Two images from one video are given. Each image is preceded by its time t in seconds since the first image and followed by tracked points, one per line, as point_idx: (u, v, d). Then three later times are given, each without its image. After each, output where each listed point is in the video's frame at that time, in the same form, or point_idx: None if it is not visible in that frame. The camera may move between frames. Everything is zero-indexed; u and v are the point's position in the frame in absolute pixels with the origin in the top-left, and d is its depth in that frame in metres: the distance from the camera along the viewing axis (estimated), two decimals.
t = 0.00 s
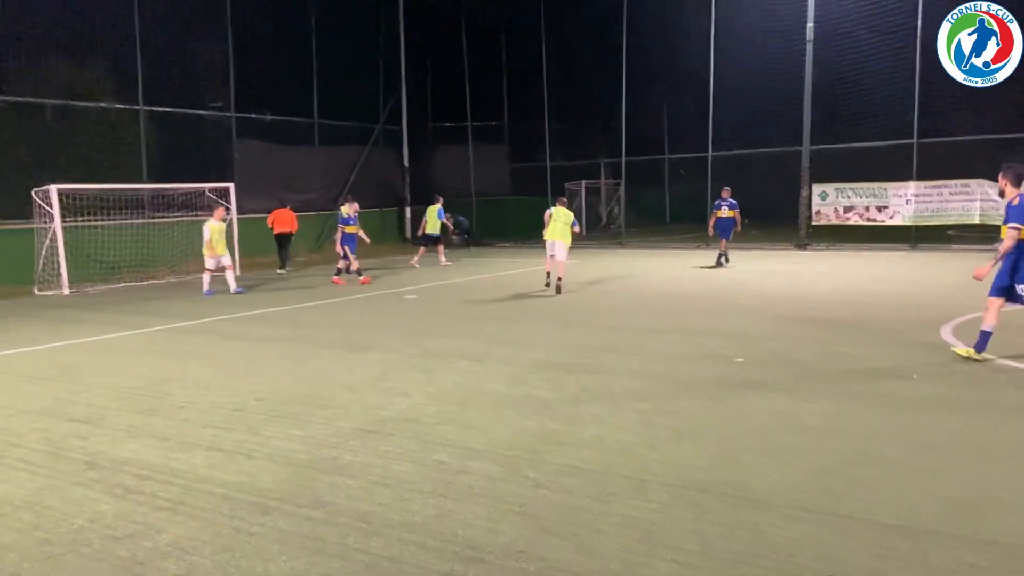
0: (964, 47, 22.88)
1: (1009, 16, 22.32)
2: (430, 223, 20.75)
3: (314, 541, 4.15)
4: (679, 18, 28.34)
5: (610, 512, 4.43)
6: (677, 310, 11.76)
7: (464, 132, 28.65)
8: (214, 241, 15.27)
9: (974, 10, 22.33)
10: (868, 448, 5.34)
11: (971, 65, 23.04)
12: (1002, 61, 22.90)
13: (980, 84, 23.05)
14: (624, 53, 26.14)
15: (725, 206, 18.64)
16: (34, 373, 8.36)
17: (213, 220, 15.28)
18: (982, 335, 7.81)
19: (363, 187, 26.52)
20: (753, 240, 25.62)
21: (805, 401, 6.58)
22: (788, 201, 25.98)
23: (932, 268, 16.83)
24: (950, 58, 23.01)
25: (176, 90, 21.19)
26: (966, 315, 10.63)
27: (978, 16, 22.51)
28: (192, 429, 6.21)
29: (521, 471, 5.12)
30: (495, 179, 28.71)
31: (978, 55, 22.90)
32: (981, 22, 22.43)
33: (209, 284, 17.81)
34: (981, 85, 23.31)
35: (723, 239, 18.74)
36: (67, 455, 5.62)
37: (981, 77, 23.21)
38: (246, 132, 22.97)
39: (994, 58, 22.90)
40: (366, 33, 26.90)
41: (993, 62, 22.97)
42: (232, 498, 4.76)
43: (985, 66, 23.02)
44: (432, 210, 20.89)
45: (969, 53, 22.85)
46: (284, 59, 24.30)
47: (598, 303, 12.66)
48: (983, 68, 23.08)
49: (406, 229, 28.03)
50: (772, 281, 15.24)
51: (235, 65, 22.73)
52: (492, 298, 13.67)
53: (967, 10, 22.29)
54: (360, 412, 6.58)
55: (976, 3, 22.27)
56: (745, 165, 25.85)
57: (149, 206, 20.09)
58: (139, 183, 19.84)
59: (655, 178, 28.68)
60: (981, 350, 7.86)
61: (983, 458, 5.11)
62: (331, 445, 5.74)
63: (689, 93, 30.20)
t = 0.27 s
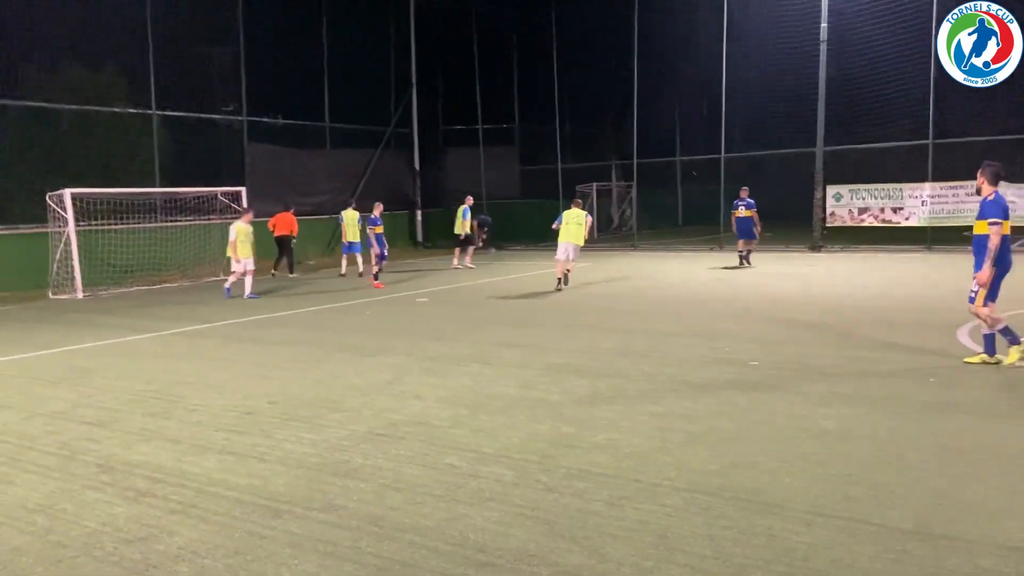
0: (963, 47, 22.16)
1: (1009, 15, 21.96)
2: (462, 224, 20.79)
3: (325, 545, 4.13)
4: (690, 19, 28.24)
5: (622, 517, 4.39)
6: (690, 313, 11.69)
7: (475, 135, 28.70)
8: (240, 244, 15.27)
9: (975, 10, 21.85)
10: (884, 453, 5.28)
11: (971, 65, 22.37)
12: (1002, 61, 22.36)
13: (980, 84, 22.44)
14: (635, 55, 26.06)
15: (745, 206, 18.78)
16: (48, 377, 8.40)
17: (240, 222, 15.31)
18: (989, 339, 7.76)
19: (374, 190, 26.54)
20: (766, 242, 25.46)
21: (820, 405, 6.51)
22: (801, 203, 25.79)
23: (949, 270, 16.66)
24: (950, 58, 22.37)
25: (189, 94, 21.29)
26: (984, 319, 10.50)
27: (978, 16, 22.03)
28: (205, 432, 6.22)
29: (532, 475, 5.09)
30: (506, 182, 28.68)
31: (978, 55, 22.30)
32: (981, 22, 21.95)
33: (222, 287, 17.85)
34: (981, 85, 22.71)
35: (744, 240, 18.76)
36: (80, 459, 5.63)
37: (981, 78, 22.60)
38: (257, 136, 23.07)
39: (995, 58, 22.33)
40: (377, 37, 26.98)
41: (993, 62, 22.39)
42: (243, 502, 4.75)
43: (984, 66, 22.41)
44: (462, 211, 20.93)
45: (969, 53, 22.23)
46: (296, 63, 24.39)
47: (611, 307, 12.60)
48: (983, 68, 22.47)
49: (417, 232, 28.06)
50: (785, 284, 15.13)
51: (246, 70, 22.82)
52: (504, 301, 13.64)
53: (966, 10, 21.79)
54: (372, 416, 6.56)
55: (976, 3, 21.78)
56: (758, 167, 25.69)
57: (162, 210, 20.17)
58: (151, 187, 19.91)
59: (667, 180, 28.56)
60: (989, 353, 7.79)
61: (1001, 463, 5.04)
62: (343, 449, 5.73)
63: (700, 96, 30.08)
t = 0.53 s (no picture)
0: (963, 47, 22.05)
1: (1010, 15, 21.94)
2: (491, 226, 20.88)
3: (332, 545, 4.14)
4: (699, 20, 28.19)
5: (630, 517, 4.39)
6: (698, 313, 11.68)
7: (483, 136, 28.77)
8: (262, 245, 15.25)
9: (975, 10, 21.86)
10: (894, 454, 5.25)
11: (972, 65, 22.27)
12: (1002, 61, 22.32)
13: (980, 84, 22.30)
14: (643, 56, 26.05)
15: (762, 207, 18.89)
16: (59, 378, 8.45)
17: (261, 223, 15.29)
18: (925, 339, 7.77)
19: (383, 192, 26.57)
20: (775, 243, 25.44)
21: (829, 406, 6.49)
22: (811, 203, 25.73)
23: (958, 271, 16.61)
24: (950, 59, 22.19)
25: (198, 97, 21.40)
26: (994, 319, 10.45)
27: (978, 16, 21.98)
28: (214, 433, 6.25)
29: (540, 475, 5.09)
30: (515, 184, 28.72)
31: (979, 55, 22.16)
32: (982, 23, 21.90)
33: (231, 289, 17.93)
34: (981, 85, 22.57)
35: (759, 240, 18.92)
36: (90, 459, 5.67)
37: (982, 78, 22.48)
38: (267, 138, 23.17)
39: (995, 58, 22.25)
40: (386, 39, 27.04)
41: (993, 62, 22.32)
42: (252, 503, 4.77)
43: (984, 66, 22.32)
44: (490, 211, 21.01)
45: (969, 54, 22.10)
46: (304, 65, 24.49)
47: (619, 307, 12.60)
48: (983, 68, 22.35)
49: (427, 234, 28.09)
50: (795, 284, 15.09)
51: (255, 72, 22.91)
52: (513, 302, 13.67)
53: (966, 10, 21.81)
54: (380, 416, 6.58)
55: (976, 3, 21.75)
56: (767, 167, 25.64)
57: (172, 212, 20.27)
58: (161, 190, 20.01)
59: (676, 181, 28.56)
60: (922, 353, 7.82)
61: (1011, 464, 5.01)
62: (351, 449, 5.74)
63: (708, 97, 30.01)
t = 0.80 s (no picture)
0: (963, 47, 22.49)
1: (1009, 16, 22.45)
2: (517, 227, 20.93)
3: (339, 546, 4.15)
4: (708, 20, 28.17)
5: (637, 519, 4.38)
6: (707, 314, 11.66)
7: (492, 138, 28.80)
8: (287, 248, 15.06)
9: (975, 10, 22.33)
10: (903, 456, 5.23)
11: (972, 65, 22.57)
12: (1002, 61, 22.60)
13: (980, 83, 22.51)
14: (652, 57, 26.04)
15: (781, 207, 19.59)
16: (68, 379, 8.50)
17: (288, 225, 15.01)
18: (916, 344, 7.75)
19: (391, 193, 26.63)
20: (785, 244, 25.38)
21: (838, 407, 6.45)
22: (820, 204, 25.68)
23: (969, 271, 16.55)
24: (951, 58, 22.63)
25: (208, 99, 21.50)
26: (1004, 320, 10.40)
27: (978, 17, 22.59)
28: (221, 434, 6.26)
29: (547, 477, 5.08)
30: (523, 185, 28.75)
31: (978, 55, 22.52)
32: (982, 23, 22.37)
33: (241, 290, 18.01)
34: (981, 86, 22.79)
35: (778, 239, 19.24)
36: (98, 460, 5.69)
37: (982, 78, 22.70)
38: (276, 140, 23.26)
39: (994, 58, 22.58)
40: (394, 41, 27.11)
41: (993, 62, 22.62)
42: (259, 503, 4.78)
43: (985, 66, 22.55)
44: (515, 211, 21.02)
45: (969, 53, 22.43)
46: (314, 67, 24.56)
47: (628, 308, 12.59)
48: (983, 68, 22.67)
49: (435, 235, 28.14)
50: (804, 285, 15.06)
51: (265, 75, 23.01)
52: (522, 303, 13.70)
53: (966, 10, 22.33)
54: (387, 418, 6.58)
55: (976, 3, 22.24)
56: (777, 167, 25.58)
57: (181, 214, 20.39)
58: (171, 192, 20.13)
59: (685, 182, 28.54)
60: (919, 357, 7.78)
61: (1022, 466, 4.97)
62: (358, 450, 5.75)
63: (717, 98, 29.95)
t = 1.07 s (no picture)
0: (963, 47, 22.05)
1: (1010, 15, 21.78)
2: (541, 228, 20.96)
3: (348, 546, 4.17)
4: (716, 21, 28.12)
5: (646, 519, 4.39)
6: (716, 315, 11.65)
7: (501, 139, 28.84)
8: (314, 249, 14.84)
9: (975, 10, 21.82)
10: (912, 456, 5.22)
11: (972, 65, 22.09)
12: (1002, 61, 22.18)
13: (980, 84, 22.09)
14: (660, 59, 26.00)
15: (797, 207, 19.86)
16: (80, 380, 8.57)
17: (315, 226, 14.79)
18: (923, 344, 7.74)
19: (400, 195, 26.71)
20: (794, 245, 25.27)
21: (847, 408, 6.44)
22: (830, 205, 25.58)
23: (980, 271, 16.45)
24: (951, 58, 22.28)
25: (219, 102, 21.62)
26: (1015, 320, 10.35)
27: (978, 16, 21.92)
28: (232, 434, 6.30)
29: (556, 477, 5.10)
30: (532, 186, 28.77)
31: (979, 55, 22.08)
32: (982, 23, 21.86)
33: (251, 292, 18.10)
34: (981, 86, 22.41)
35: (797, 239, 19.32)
36: (110, 460, 5.74)
37: (982, 78, 22.31)
38: (285, 142, 23.35)
39: (995, 58, 22.10)
40: (403, 43, 27.18)
41: (993, 62, 22.18)
42: (270, 503, 4.82)
43: (985, 66, 22.18)
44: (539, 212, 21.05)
45: (969, 53, 22.07)
46: (323, 70, 24.65)
47: (636, 309, 12.58)
48: (984, 68, 22.22)
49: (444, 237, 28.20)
50: (814, 285, 15.01)
51: (274, 77, 23.11)
52: (531, 304, 13.72)
53: (966, 10, 21.85)
54: (396, 418, 6.62)
55: (976, 3, 21.68)
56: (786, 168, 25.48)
57: (192, 216, 20.52)
58: (182, 194, 20.25)
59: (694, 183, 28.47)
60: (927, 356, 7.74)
61: None
62: (368, 451, 5.78)
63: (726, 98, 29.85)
